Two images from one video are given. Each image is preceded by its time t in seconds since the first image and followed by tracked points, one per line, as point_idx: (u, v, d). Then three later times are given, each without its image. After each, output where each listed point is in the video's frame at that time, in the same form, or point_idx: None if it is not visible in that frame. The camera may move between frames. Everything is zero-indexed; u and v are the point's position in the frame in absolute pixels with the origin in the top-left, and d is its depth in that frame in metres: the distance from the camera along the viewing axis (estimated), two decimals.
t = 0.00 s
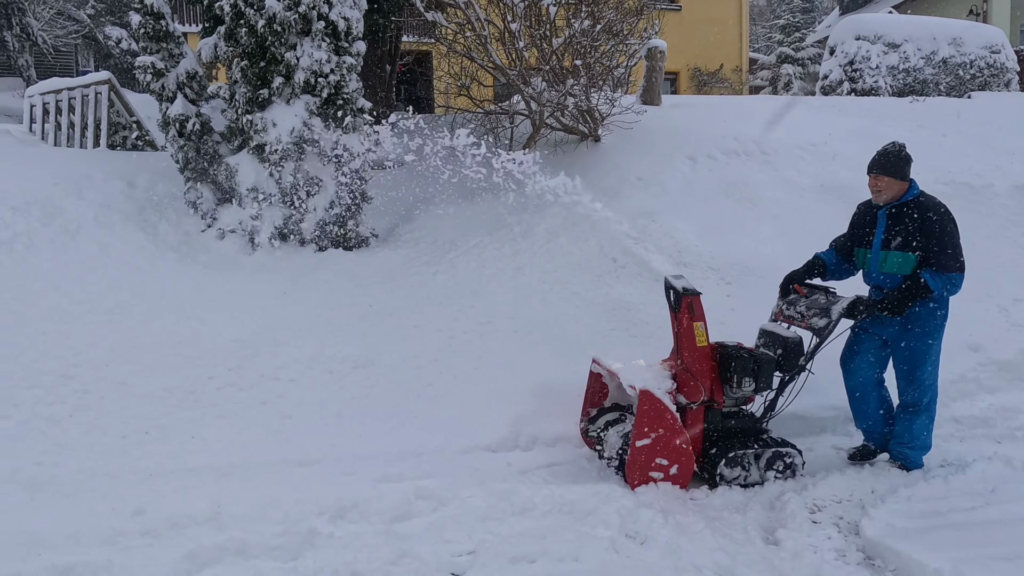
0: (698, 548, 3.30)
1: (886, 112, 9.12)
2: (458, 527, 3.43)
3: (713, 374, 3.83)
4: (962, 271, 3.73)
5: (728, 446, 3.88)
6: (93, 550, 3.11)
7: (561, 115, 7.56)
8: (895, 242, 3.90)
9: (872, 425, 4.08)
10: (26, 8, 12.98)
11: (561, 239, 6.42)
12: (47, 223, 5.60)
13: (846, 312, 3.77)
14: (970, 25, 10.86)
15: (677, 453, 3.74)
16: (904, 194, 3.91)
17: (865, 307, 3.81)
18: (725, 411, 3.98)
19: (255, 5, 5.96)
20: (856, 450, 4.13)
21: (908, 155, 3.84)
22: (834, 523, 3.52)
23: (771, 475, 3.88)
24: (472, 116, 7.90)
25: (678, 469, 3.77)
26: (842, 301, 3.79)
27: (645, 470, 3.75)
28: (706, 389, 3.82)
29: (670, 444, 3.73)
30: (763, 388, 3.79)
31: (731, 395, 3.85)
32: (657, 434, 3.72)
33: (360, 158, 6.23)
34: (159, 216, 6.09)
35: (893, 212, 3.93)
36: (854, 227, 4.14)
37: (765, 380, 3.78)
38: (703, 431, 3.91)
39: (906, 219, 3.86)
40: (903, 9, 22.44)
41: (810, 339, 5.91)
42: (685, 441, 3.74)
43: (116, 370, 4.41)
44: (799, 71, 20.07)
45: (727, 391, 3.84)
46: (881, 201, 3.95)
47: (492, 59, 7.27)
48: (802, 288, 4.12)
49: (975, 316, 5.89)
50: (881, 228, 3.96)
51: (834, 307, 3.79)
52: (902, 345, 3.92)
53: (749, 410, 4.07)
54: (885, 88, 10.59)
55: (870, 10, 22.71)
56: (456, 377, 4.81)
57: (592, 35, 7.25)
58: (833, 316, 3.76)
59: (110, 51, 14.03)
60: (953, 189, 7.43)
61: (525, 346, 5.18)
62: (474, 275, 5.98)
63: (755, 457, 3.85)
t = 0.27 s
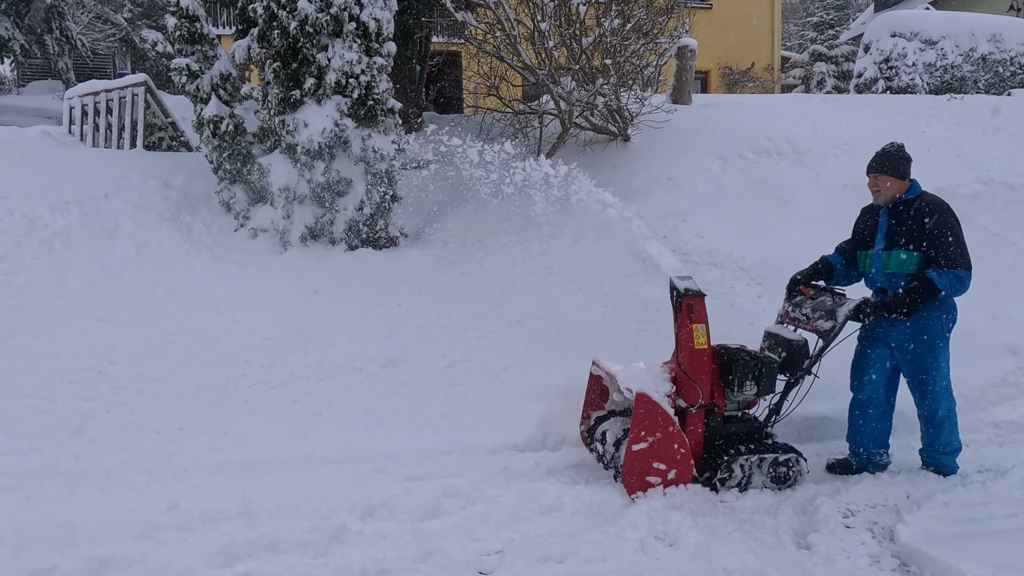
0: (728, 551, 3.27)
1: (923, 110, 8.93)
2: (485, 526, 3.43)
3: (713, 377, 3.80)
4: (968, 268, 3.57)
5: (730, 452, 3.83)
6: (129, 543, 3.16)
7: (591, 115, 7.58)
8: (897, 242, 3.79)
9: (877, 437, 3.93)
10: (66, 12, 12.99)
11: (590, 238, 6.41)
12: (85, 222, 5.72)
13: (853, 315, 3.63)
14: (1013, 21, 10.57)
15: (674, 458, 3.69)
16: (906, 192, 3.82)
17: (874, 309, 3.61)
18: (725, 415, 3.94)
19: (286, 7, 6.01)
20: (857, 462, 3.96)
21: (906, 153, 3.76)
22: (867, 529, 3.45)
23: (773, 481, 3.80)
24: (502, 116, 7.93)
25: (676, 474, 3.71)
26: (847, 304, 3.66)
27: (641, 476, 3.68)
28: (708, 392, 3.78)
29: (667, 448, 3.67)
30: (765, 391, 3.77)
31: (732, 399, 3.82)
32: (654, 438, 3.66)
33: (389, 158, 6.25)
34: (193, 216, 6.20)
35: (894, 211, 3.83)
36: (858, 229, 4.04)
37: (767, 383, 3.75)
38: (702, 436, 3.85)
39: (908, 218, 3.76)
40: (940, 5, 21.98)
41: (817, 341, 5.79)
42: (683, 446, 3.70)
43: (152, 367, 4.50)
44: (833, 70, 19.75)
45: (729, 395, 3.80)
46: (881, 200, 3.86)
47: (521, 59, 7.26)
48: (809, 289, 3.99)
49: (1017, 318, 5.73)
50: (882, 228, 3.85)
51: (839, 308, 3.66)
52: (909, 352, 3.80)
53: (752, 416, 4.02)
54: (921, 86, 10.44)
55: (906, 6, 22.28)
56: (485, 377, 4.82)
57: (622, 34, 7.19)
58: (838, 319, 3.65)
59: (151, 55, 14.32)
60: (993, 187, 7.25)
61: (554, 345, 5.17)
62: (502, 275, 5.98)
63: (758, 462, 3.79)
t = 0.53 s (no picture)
0: (758, 554, 3.23)
1: (960, 107, 8.74)
2: (514, 525, 3.43)
3: (711, 380, 3.74)
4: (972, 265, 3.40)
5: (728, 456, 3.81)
6: (163, 537, 3.20)
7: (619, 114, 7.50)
8: (896, 240, 3.64)
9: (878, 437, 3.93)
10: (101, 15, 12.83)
11: (619, 237, 6.39)
12: (120, 221, 5.83)
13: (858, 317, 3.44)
14: None
15: (670, 461, 3.63)
16: (904, 188, 3.64)
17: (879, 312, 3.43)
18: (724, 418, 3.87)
19: (318, 8, 6.08)
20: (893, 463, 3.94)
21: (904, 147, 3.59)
22: (901, 534, 3.39)
23: (773, 486, 3.74)
24: (530, 116, 7.91)
25: (672, 478, 3.65)
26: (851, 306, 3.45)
27: (637, 479, 3.64)
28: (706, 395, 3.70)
29: (662, 452, 3.62)
30: (765, 394, 3.68)
31: (731, 402, 3.72)
32: (649, 441, 3.62)
33: (417, 158, 6.29)
34: (225, 215, 6.29)
35: (893, 209, 3.67)
36: (858, 227, 3.89)
37: (768, 386, 3.67)
38: (700, 440, 3.80)
39: (909, 216, 3.59)
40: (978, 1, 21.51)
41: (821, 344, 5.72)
42: (679, 449, 3.63)
43: (185, 364, 4.57)
44: (866, 67, 19.46)
45: (728, 397, 3.72)
46: (880, 198, 3.69)
47: (550, 58, 7.24)
48: (813, 291, 3.82)
49: None
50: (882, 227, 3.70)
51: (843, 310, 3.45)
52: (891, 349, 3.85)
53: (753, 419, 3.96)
54: (958, 83, 10.29)
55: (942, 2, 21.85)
56: (513, 376, 4.81)
57: (652, 32, 7.15)
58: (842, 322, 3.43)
59: (186, 57, 14.52)
60: None
61: (583, 345, 5.15)
62: (529, 275, 5.98)
63: (757, 466, 3.76)
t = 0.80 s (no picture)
0: (787, 558, 3.18)
1: (997, 105, 8.53)
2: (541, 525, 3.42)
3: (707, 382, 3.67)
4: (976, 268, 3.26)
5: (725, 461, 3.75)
6: (193, 532, 3.25)
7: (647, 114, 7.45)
8: (894, 244, 3.49)
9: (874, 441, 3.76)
10: (136, 18, 13.02)
11: (646, 237, 6.37)
12: (152, 221, 5.94)
13: (860, 320, 3.30)
14: None
15: (663, 465, 3.61)
16: (902, 192, 3.49)
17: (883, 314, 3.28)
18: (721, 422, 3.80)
19: (347, 10, 6.12)
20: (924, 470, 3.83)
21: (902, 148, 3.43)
22: (935, 540, 3.31)
23: (770, 491, 3.70)
24: (557, 116, 7.89)
25: (665, 482, 3.63)
26: (853, 309, 3.32)
27: (629, 481, 3.64)
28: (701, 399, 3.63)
29: (655, 455, 3.60)
30: (762, 398, 3.60)
31: (728, 405, 3.67)
32: (642, 444, 3.60)
33: (445, 158, 6.31)
34: (255, 215, 6.38)
35: (891, 213, 3.52)
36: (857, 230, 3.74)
37: (765, 390, 3.56)
38: (697, 444, 3.75)
39: (908, 219, 3.44)
40: None
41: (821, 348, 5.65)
42: (672, 453, 3.60)
43: (215, 361, 4.64)
44: (899, 65, 19.14)
45: (724, 401, 3.65)
46: (876, 201, 3.54)
47: (577, 58, 7.22)
48: (816, 293, 3.69)
49: None
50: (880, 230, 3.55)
51: (845, 313, 3.33)
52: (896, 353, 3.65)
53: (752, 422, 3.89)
54: (993, 81, 10.20)
55: None
56: (539, 376, 4.81)
57: (680, 31, 7.08)
58: (844, 325, 3.31)
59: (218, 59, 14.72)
60: None
61: (610, 345, 5.12)
62: (555, 275, 5.98)
63: (755, 472, 3.70)
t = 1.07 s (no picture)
0: (815, 561, 3.12)
1: None
2: (566, 525, 3.41)
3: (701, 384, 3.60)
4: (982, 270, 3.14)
5: (720, 463, 3.69)
6: (223, 526, 3.29)
7: (674, 113, 7.43)
8: (895, 245, 3.37)
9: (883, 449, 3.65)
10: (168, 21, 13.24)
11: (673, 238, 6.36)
12: (182, 220, 6.03)
13: (858, 321, 3.26)
14: None
15: (654, 466, 3.58)
16: (905, 189, 3.38)
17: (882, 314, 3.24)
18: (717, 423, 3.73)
19: (374, 11, 6.18)
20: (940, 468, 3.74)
21: (905, 144, 3.30)
22: (969, 545, 3.22)
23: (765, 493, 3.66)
24: (583, 115, 7.89)
25: (656, 483, 3.60)
26: (852, 311, 3.29)
27: (619, 481, 3.61)
28: (693, 401, 3.57)
29: (645, 455, 3.57)
30: (757, 401, 3.53)
31: (723, 407, 3.61)
32: (632, 445, 3.56)
33: (471, 158, 6.34)
34: (283, 215, 6.45)
35: (893, 212, 3.41)
36: (857, 229, 3.64)
37: (760, 393, 3.49)
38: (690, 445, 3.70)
39: (911, 219, 3.32)
40: None
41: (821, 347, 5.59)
42: (663, 454, 3.57)
43: (244, 358, 4.70)
44: (932, 63, 18.85)
45: (718, 403, 3.56)
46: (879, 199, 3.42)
47: (604, 57, 7.20)
48: (816, 295, 3.65)
49: None
50: (882, 229, 3.44)
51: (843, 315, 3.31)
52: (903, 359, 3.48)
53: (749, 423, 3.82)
54: None
55: None
56: (565, 376, 4.79)
57: (707, 29, 7.03)
58: (842, 327, 3.29)
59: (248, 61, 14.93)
60: None
61: (636, 344, 5.09)
62: (580, 274, 5.97)
63: (750, 475, 3.64)
